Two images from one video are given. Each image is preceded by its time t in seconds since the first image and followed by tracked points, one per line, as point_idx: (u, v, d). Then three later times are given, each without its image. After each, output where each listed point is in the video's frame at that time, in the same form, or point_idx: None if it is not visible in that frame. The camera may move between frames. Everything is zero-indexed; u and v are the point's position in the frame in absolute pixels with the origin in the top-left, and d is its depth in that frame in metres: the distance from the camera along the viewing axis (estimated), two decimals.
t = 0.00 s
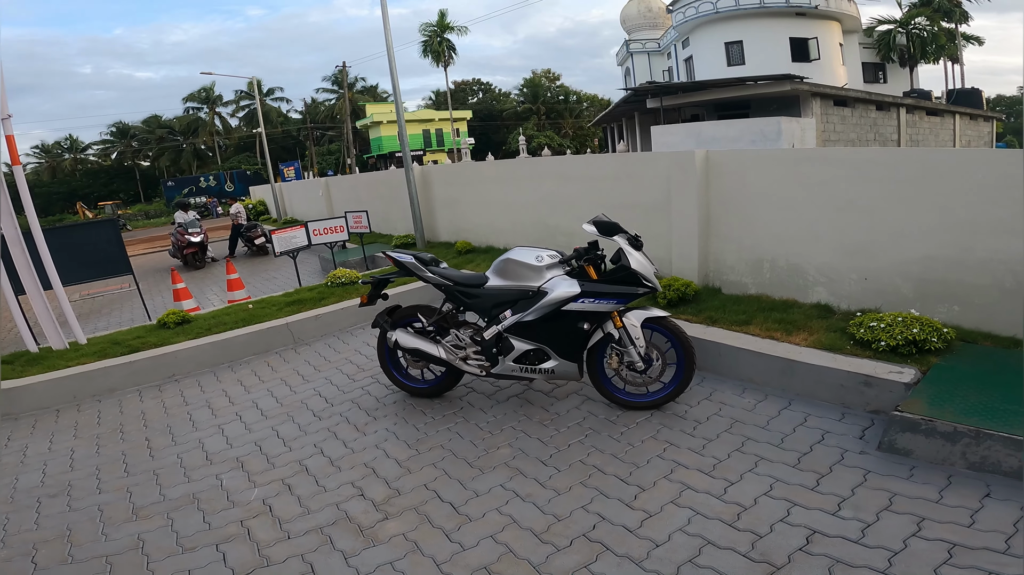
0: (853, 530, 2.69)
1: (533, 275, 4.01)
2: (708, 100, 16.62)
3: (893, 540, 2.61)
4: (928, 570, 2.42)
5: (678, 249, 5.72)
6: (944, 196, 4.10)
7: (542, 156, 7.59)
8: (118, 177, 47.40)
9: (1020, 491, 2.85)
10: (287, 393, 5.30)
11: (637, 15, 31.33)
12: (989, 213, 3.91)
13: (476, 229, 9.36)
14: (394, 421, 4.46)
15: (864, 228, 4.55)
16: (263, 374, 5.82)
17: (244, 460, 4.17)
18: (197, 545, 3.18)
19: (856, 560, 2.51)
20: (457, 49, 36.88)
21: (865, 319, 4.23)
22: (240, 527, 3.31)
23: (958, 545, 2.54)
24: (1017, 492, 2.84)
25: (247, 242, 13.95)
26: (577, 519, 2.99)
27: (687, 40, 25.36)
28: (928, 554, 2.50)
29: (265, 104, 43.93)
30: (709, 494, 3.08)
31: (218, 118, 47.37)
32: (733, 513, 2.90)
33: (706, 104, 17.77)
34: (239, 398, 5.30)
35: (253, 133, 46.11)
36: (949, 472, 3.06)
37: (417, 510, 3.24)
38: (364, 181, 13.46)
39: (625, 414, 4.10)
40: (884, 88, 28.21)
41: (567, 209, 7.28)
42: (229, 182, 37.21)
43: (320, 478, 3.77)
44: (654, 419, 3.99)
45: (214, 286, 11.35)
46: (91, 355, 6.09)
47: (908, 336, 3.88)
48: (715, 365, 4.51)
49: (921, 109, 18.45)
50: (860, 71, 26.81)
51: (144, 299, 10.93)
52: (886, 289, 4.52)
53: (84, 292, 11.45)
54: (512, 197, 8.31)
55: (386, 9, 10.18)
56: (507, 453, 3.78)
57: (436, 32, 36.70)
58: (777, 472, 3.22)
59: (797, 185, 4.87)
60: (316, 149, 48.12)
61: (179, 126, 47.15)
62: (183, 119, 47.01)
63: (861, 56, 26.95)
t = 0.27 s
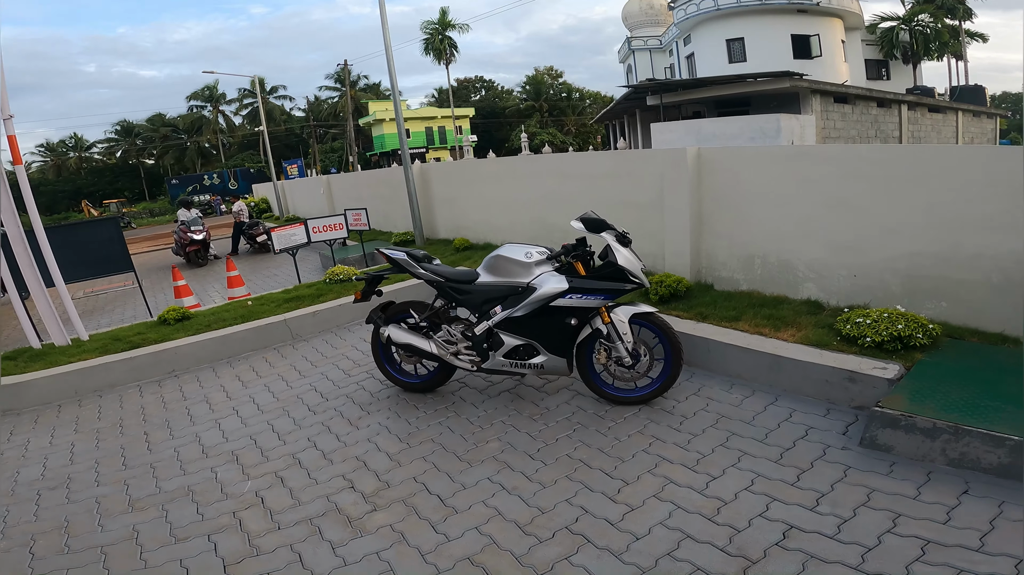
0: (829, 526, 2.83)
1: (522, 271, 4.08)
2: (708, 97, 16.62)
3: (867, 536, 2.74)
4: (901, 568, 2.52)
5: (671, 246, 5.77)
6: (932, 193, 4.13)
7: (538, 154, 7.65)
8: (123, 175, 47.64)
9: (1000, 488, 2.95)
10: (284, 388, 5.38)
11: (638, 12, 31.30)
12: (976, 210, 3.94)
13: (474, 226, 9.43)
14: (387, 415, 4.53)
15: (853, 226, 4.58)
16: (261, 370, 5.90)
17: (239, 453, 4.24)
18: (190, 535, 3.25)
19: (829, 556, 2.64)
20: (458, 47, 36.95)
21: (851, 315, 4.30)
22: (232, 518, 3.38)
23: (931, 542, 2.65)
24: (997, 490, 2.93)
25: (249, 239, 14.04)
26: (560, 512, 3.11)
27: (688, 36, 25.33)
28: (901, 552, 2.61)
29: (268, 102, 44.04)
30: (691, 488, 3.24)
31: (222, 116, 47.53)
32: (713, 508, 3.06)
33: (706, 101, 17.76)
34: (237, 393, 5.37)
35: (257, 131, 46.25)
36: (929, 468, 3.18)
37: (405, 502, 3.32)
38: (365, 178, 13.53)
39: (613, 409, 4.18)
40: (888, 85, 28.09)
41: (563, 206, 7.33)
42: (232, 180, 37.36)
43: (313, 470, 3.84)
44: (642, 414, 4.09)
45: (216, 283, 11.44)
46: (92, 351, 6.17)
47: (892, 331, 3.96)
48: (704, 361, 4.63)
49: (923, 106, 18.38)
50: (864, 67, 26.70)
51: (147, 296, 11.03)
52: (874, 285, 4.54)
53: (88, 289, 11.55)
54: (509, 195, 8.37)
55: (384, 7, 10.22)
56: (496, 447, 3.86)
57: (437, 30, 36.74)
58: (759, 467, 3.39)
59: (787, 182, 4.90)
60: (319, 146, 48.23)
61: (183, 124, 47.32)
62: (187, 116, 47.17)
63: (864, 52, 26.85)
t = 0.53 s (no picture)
0: (806, 526, 2.91)
1: (510, 269, 4.11)
2: (711, 96, 16.59)
3: (843, 536, 2.81)
4: (872, 569, 2.58)
5: (664, 244, 5.79)
6: (920, 192, 4.13)
7: (535, 152, 7.67)
8: (130, 173, 47.99)
9: (977, 488, 3.00)
10: (280, 383, 5.44)
11: (642, 10, 31.28)
12: (963, 209, 3.94)
13: (472, 224, 9.47)
14: (379, 410, 4.57)
15: (843, 225, 4.59)
16: (258, 366, 5.96)
17: (232, 447, 4.29)
18: (178, 527, 3.31)
19: (803, 556, 2.71)
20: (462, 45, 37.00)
21: (840, 314, 4.29)
22: (220, 510, 3.44)
23: (905, 543, 2.72)
24: (974, 490, 2.99)
25: (252, 237, 14.13)
26: (542, 508, 3.19)
27: (692, 35, 25.27)
28: (874, 552, 2.68)
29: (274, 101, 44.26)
30: (673, 486, 3.33)
31: (229, 114, 47.80)
32: (692, 506, 3.14)
33: (709, 99, 17.72)
34: (233, 388, 5.44)
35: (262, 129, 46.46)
36: (910, 468, 3.24)
37: (390, 496, 3.39)
38: (366, 176, 13.59)
39: (601, 406, 4.22)
40: (895, 84, 27.89)
41: (560, 204, 7.36)
42: (238, 178, 37.57)
43: (302, 464, 3.89)
44: (629, 411, 4.13)
45: (219, 280, 11.53)
46: (93, 346, 6.25)
47: (880, 331, 3.97)
48: (693, 359, 4.65)
49: (929, 104, 18.24)
50: (870, 66, 26.52)
51: (150, 293, 11.13)
52: (864, 284, 4.56)
53: (93, 286, 11.67)
54: (507, 193, 8.40)
55: (384, 6, 10.27)
56: (483, 443, 3.92)
57: (441, 29, 36.79)
58: (741, 465, 3.47)
59: (778, 181, 4.91)
60: (325, 145, 48.39)
61: (190, 122, 47.59)
62: (194, 115, 47.45)
63: (871, 51, 26.68)
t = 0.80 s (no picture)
0: (797, 524, 2.92)
1: (508, 266, 4.10)
2: (717, 95, 16.54)
3: (834, 535, 2.82)
4: (862, 568, 2.59)
5: (665, 243, 5.79)
6: (919, 191, 4.12)
7: (538, 151, 7.69)
8: (141, 171, 48.39)
9: (969, 487, 3.02)
10: (282, 378, 5.48)
11: (650, 10, 31.24)
12: (962, 208, 3.93)
13: (476, 223, 9.49)
14: (378, 405, 4.61)
15: (842, 224, 4.57)
16: (261, 361, 6.01)
17: (233, 441, 4.34)
18: (176, 518, 3.35)
19: (793, 553, 2.71)
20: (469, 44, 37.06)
21: (839, 313, 4.27)
22: (219, 502, 3.48)
23: (896, 542, 2.72)
24: (967, 489, 3.00)
25: (259, 234, 14.22)
26: (535, 503, 3.21)
27: (700, 35, 25.21)
28: (864, 551, 2.68)
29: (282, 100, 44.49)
30: (666, 482, 3.34)
31: (238, 113, 48.11)
32: (685, 502, 3.15)
33: (716, 99, 17.65)
34: (236, 383, 5.49)
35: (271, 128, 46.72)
36: (905, 467, 3.26)
37: (386, 490, 3.42)
38: (372, 175, 13.65)
39: (598, 403, 4.24)
40: (906, 84, 27.64)
41: (562, 202, 7.36)
42: (247, 177, 37.79)
43: (301, 458, 3.93)
44: (626, 409, 4.14)
45: (225, 277, 11.61)
46: (99, 340, 6.32)
47: (878, 329, 3.95)
48: (691, 356, 4.65)
49: (939, 104, 18.09)
50: (880, 66, 26.31)
51: (157, 289, 11.22)
52: (864, 283, 4.54)
53: (101, 282, 11.79)
54: (510, 192, 8.41)
55: (390, 5, 10.32)
56: (480, 439, 3.94)
57: (448, 28, 36.85)
58: (735, 463, 3.48)
59: (778, 179, 4.89)
60: (333, 144, 48.59)
61: (200, 121, 47.92)
62: (204, 114, 47.78)
63: (881, 51, 26.47)
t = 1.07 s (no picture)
0: (804, 525, 2.91)
1: (514, 265, 4.09)
2: (722, 95, 16.50)
3: (841, 536, 2.80)
4: (870, 570, 2.57)
5: (670, 242, 5.77)
6: (926, 191, 4.10)
7: (542, 150, 7.68)
8: (145, 170, 48.50)
9: (975, 488, 3.01)
10: (286, 377, 5.48)
11: (654, 9, 31.20)
12: (970, 208, 3.91)
13: (480, 221, 9.48)
14: (383, 405, 4.60)
15: (849, 224, 4.55)
16: (266, 359, 6.02)
17: (238, 440, 4.34)
18: (182, 518, 3.35)
19: (801, 554, 2.70)
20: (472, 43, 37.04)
21: (846, 313, 4.26)
22: (224, 502, 3.48)
23: (904, 543, 2.71)
24: (974, 490, 2.99)
25: (263, 233, 14.23)
26: (541, 503, 3.21)
27: (704, 34, 25.15)
28: (872, 553, 2.67)
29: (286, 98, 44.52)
30: (672, 483, 3.33)
31: (242, 112, 48.19)
32: (692, 503, 3.14)
33: (721, 98, 17.57)
34: (241, 382, 5.49)
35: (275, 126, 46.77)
36: (913, 468, 3.24)
37: (392, 490, 3.42)
38: (376, 173, 13.66)
39: (604, 403, 4.23)
40: (911, 83, 27.46)
41: (566, 201, 7.35)
42: (251, 175, 37.86)
43: (306, 457, 3.93)
44: (632, 409, 4.13)
45: (230, 275, 11.62)
46: (104, 339, 6.32)
47: (886, 330, 3.94)
48: (696, 357, 4.64)
49: (945, 103, 18.00)
50: (886, 65, 26.17)
51: (162, 288, 11.24)
52: (871, 283, 4.51)
53: (106, 280, 11.81)
54: (514, 191, 8.40)
55: (394, 4, 10.32)
56: (485, 438, 3.93)
57: (452, 27, 36.82)
58: (742, 464, 3.47)
59: (784, 178, 4.87)
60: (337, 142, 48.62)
61: (204, 120, 48.01)
62: (208, 113, 47.88)
63: (887, 50, 26.33)
